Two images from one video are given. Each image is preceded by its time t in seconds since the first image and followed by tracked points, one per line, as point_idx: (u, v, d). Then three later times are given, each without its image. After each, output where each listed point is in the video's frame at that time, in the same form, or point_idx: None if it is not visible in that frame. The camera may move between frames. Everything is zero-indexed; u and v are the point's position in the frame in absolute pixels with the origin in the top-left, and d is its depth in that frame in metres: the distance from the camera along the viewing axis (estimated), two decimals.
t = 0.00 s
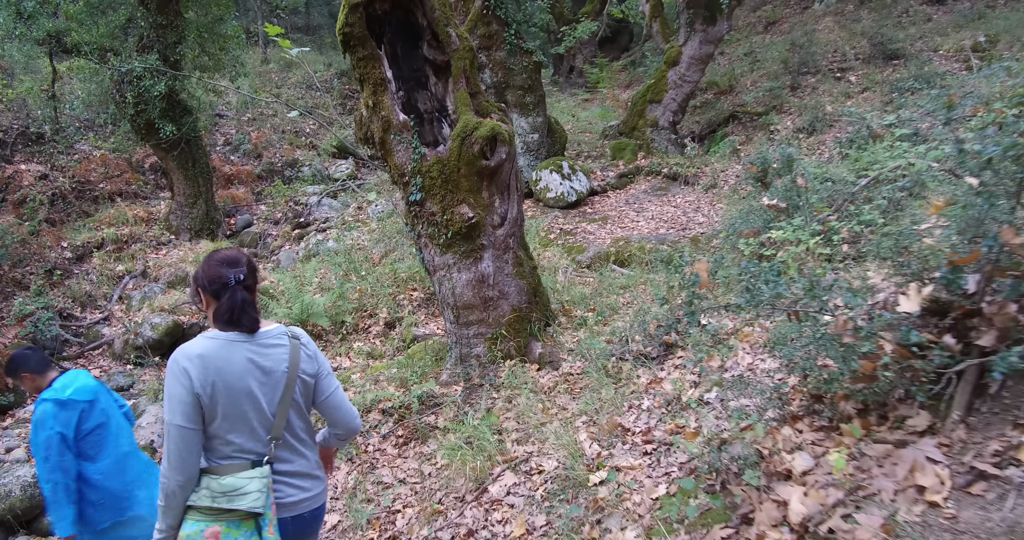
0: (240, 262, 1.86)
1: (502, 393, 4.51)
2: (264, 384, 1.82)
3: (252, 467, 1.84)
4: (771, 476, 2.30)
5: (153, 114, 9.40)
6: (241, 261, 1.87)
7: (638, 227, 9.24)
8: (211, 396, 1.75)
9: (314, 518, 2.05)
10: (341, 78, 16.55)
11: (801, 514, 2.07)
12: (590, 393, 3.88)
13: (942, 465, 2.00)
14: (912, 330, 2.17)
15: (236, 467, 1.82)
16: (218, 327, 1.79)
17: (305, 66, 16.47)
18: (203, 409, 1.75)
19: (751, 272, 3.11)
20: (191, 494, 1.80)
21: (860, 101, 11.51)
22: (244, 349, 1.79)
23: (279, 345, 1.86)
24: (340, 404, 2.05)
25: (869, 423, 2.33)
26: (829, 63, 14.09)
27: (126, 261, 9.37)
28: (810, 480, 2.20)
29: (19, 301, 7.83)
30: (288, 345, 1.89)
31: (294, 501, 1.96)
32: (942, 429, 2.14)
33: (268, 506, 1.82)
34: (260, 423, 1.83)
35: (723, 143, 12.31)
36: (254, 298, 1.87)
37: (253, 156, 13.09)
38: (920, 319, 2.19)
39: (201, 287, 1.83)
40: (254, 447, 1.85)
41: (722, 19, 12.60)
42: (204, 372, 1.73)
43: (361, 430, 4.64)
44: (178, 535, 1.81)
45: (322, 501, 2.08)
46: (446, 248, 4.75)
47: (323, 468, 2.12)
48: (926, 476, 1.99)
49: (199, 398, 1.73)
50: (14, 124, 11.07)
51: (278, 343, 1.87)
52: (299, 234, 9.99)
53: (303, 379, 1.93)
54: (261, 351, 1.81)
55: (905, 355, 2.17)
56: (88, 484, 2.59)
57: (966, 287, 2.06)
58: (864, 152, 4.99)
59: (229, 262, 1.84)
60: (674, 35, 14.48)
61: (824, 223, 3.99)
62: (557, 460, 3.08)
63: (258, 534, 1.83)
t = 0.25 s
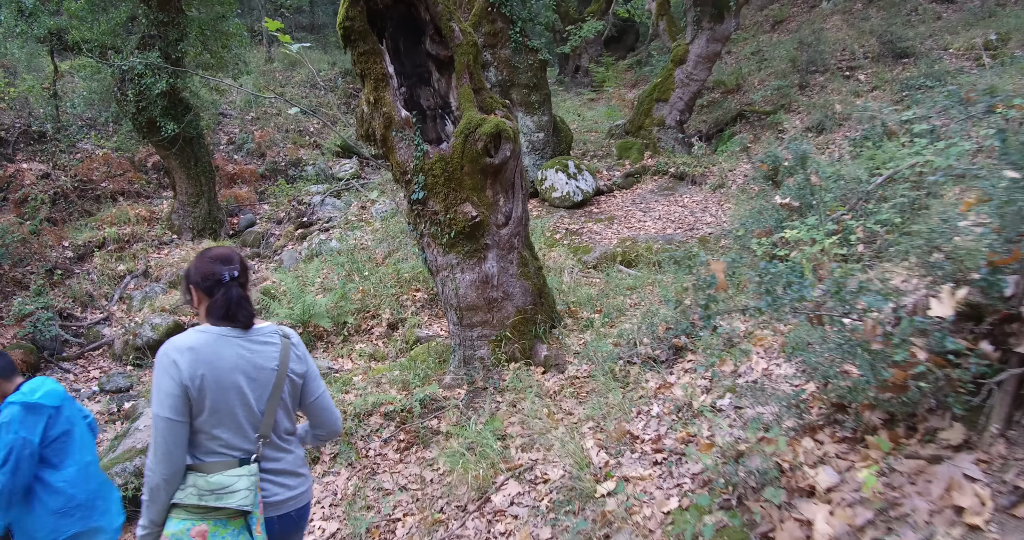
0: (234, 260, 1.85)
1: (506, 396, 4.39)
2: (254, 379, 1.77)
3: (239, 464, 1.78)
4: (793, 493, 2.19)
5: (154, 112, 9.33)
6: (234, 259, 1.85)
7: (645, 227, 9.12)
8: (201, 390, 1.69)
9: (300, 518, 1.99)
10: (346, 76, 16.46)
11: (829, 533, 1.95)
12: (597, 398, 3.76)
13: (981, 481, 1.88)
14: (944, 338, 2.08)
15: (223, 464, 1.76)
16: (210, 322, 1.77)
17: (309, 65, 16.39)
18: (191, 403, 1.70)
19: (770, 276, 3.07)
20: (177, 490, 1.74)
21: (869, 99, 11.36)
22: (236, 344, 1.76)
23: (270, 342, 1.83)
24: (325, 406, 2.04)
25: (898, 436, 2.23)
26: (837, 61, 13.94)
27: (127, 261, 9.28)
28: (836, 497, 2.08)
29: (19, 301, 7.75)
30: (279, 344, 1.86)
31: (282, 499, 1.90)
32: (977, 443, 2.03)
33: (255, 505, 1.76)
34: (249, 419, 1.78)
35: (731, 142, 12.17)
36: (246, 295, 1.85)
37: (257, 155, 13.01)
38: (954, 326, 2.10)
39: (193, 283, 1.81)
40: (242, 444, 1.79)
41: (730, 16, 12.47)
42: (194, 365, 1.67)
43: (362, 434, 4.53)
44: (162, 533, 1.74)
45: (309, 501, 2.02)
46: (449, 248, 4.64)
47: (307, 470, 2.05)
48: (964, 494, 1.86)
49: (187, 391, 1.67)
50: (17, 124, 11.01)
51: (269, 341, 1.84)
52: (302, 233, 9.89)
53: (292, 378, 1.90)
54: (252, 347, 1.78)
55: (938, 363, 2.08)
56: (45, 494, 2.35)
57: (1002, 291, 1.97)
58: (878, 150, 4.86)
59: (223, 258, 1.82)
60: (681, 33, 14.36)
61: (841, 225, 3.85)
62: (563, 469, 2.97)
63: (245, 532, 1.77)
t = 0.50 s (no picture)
0: (202, 266, 1.81)
1: (517, 401, 4.27)
2: (218, 392, 1.75)
3: (202, 478, 1.77)
4: (824, 516, 2.05)
5: (164, 110, 9.28)
6: (202, 265, 1.82)
7: (658, 228, 8.98)
8: (162, 403, 1.68)
9: (268, 530, 1.98)
10: (357, 75, 16.39)
11: None
12: (611, 404, 3.63)
13: None
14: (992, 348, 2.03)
15: (185, 479, 1.75)
16: (175, 332, 1.74)
17: (320, 64, 16.32)
18: (152, 417, 1.68)
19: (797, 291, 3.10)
20: (139, 506, 1.72)
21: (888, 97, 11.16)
22: (199, 356, 1.73)
23: (236, 352, 1.80)
24: (299, 413, 2.00)
25: (937, 455, 2.09)
26: (855, 59, 13.73)
27: (136, 260, 9.22)
28: (871, 522, 1.94)
29: (27, 300, 7.69)
30: (246, 353, 1.82)
31: (248, 513, 1.88)
32: None
33: (217, 521, 1.75)
34: (212, 432, 1.76)
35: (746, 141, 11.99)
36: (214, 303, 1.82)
37: (267, 154, 12.95)
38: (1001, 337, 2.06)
39: (160, 290, 1.77)
40: (205, 459, 1.78)
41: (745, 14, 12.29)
42: (155, 378, 1.66)
43: (368, 439, 4.41)
44: None
45: (278, 513, 2.01)
46: (458, 248, 4.53)
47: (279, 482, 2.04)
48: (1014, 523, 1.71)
49: (148, 405, 1.67)
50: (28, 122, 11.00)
51: (236, 351, 1.81)
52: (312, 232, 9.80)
53: (260, 389, 1.86)
54: (217, 358, 1.75)
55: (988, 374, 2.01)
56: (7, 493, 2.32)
57: None
58: (901, 148, 4.70)
59: (190, 265, 1.78)
60: (695, 31, 14.19)
61: (867, 229, 3.70)
62: (575, 479, 2.85)
63: None
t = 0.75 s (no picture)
0: (162, 276, 1.79)
1: (533, 405, 4.15)
2: (172, 412, 1.74)
3: (158, 499, 1.77)
4: None
5: (178, 108, 9.25)
6: (162, 275, 1.80)
7: (677, 227, 8.84)
8: (112, 423, 1.70)
9: None
10: (373, 74, 16.34)
11: None
12: (631, 411, 3.51)
13: None
14: None
15: (140, 499, 1.75)
16: (130, 346, 1.73)
17: (336, 62, 16.28)
18: (103, 436, 1.70)
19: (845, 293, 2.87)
20: (95, 526, 1.75)
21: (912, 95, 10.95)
22: (152, 372, 1.72)
23: (193, 368, 1.78)
24: (270, 430, 1.95)
25: (994, 476, 1.95)
26: (877, 57, 13.51)
27: (151, 258, 9.18)
28: None
29: (41, 299, 7.67)
30: (207, 367, 1.80)
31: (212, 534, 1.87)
32: None
33: None
34: (166, 452, 1.76)
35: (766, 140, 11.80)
36: (174, 314, 1.80)
37: (283, 153, 12.92)
38: None
39: (118, 302, 1.76)
40: (161, 479, 1.78)
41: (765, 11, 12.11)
42: (103, 396, 1.68)
43: (381, 442, 4.30)
44: None
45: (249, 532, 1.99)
46: (473, 248, 4.41)
47: (251, 499, 2.01)
48: None
49: (97, 424, 1.69)
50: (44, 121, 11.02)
51: (195, 366, 1.78)
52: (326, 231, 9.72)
53: (223, 406, 1.84)
54: (172, 375, 1.74)
55: None
56: None
57: None
58: (932, 145, 4.55)
59: (148, 275, 1.76)
60: (714, 28, 14.01)
61: (898, 229, 3.56)
62: (593, 490, 2.75)
63: None
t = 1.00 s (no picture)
0: (156, 281, 1.82)
1: (554, 410, 4.01)
2: (164, 423, 1.78)
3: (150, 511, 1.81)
4: None
5: (194, 105, 9.21)
6: (157, 279, 1.83)
7: (698, 227, 8.67)
8: (105, 433, 1.74)
9: None
10: (389, 72, 16.27)
11: None
12: (658, 418, 3.37)
13: None
14: None
15: (131, 511, 1.79)
16: (124, 351, 1.76)
17: (352, 61, 16.23)
18: (95, 445, 1.74)
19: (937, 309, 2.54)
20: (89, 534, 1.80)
21: (938, 93, 10.71)
22: (145, 380, 1.76)
23: (187, 376, 1.80)
24: (268, 440, 1.96)
25: None
26: (901, 54, 13.26)
27: (166, 257, 9.13)
28: None
29: (55, 297, 7.62)
30: (202, 376, 1.82)
31: None
32: None
33: None
34: (158, 464, 1.79)
35: (788, 139, 11.60)
36: (169, 319, 1.82)
37: (299, 152, 12.86)
38: None
39: (113, 307, 1.79)
40: (154, 490, 1.81)
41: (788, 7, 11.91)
42: (95, 407, 1.71)
43: (397, 447, 4.17)
44: None
45: None
46: (493, 247, 4.28)
47: (246, 509, 2.03)
48: None
49: (90, 434, 1.72)
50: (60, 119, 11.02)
51: (189, 373, 1.81)
52: (342, 230, 9.62)
53: (217, 416, 1.85)
54: (165, 385, 1.77)
55: None
56: None
57: None
58: (971, 142, 4.37)
59: (143, 280, 1.80)
60: (734, 26, 13.82)
61: (940, 229, 3.40)
62: (623, 504, 2.64)
63: None
